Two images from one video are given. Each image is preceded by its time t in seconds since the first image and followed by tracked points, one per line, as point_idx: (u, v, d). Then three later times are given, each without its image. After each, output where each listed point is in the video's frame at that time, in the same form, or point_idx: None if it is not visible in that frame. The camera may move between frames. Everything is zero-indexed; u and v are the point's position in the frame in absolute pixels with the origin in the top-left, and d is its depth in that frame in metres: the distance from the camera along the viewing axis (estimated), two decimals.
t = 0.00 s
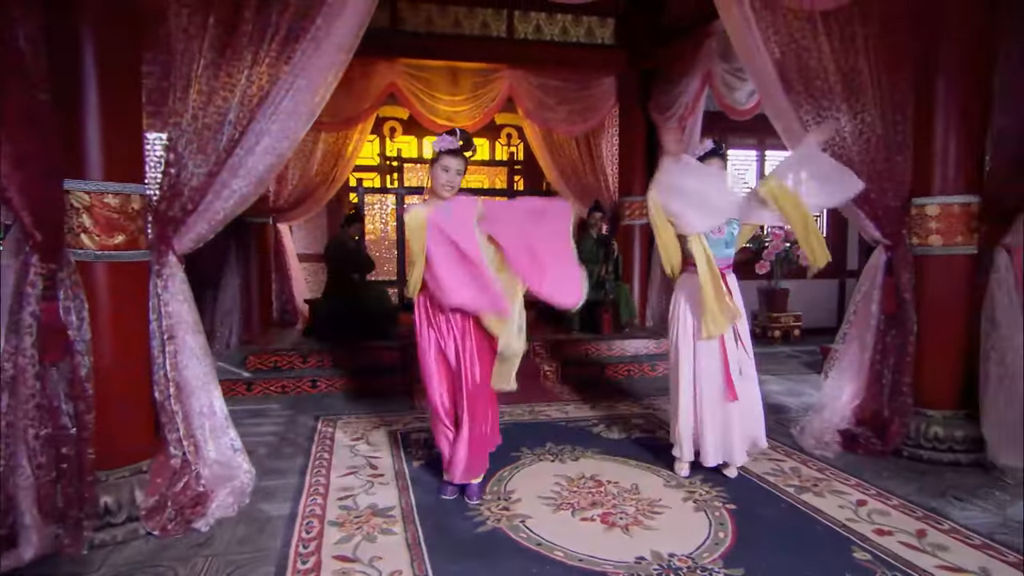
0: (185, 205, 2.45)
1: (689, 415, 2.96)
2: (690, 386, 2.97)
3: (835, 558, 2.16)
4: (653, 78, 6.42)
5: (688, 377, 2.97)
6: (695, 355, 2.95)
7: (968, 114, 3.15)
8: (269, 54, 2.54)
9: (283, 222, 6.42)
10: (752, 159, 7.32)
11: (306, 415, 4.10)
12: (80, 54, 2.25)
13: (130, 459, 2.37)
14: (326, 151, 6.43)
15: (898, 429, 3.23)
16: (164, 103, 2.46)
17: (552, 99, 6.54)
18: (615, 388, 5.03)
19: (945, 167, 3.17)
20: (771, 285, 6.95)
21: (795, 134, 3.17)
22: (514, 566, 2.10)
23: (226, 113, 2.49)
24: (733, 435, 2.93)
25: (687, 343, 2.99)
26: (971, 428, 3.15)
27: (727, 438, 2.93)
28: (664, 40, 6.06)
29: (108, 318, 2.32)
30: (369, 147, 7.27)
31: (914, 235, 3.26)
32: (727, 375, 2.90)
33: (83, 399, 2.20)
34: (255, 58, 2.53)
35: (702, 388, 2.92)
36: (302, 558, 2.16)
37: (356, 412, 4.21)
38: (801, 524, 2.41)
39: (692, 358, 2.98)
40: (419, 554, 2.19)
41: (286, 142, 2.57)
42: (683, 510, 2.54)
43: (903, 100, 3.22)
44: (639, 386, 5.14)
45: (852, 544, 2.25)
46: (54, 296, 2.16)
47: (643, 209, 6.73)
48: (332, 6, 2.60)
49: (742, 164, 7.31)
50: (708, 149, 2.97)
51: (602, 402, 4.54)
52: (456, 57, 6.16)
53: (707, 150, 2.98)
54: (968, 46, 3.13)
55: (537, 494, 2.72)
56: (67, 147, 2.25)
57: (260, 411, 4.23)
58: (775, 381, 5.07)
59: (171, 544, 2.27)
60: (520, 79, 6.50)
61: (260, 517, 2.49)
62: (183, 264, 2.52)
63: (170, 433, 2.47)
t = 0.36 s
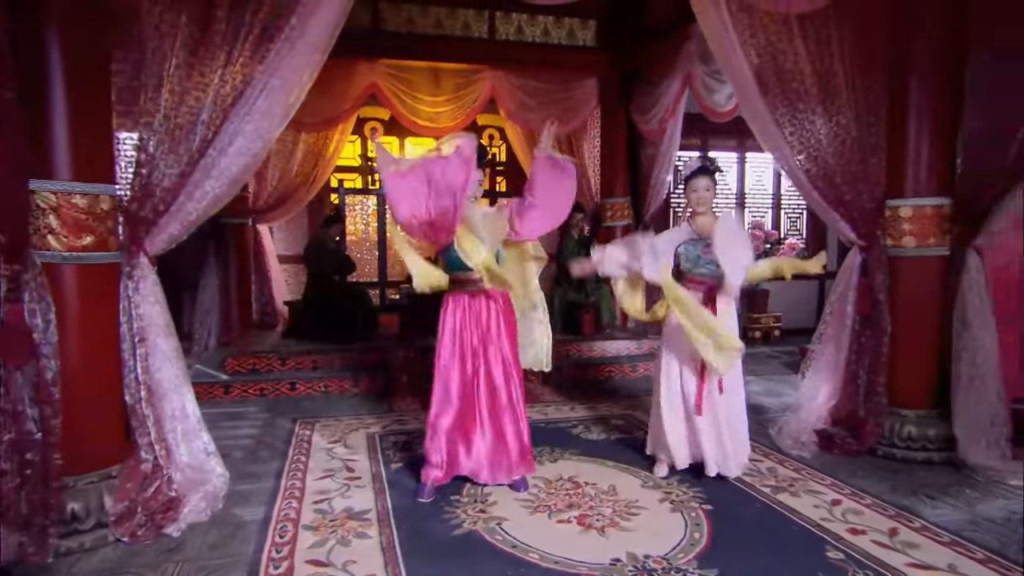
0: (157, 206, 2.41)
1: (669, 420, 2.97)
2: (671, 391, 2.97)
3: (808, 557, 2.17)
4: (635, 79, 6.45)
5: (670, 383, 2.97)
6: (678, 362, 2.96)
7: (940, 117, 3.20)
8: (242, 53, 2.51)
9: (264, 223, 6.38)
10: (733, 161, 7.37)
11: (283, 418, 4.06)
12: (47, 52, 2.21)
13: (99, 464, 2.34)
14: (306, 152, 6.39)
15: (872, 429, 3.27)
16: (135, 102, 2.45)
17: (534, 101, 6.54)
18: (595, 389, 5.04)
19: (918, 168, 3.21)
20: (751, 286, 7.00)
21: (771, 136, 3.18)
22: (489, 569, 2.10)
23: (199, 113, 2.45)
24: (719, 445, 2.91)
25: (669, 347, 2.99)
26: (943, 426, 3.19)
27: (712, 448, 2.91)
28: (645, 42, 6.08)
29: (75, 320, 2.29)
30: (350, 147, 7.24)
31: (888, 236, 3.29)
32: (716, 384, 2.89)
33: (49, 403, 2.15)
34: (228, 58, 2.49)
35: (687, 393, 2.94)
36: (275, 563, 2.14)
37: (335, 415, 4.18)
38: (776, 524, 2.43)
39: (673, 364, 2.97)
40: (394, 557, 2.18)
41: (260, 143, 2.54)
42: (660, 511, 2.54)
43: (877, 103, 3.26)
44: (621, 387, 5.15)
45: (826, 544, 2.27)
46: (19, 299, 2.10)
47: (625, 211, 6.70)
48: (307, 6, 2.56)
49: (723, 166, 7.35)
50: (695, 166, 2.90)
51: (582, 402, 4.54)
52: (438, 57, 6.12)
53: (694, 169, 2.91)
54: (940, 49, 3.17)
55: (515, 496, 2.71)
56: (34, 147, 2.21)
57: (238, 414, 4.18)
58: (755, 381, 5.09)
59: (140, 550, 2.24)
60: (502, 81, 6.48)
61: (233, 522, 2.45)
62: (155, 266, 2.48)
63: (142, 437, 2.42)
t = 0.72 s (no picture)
0: (125, 206, 2.38)
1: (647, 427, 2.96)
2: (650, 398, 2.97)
3: (781, 556, 2.18)
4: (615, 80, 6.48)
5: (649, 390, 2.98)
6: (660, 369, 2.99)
7: (912, 119, 3.22)
8: (214, 51, 2.48)
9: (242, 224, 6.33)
10: (713, 162, 7.42)
11: (260, 420, 4.02)
12: (10, 48, 2.17)
13: (65, 469, 2.29)
14: (285, 151, 6.31)
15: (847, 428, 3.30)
16: (103, 100, 2.43)
17: (515, 101, 6.50)
18: (574, 389, 5.04)
19: (891, 169, 3.24)
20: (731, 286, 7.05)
21: (747, 137, 3.19)
22: (462, 571, 2.09)
23: (169, 111, 2.42)
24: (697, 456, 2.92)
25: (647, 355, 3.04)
26: (915, 424, 3.23)
27: (690, 459, 2.91)
28: (625, 43, 6.10)
29: (39, 321, 2.23)
30: (330, 147, 7.21)
31: (861, 236, 3.33)
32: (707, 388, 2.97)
33: (12, 408, 2.13)
34: (199, 56, 2.47)
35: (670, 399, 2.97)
36: (245, 567, 2.11)
37: (312, 417, 4.14)
38: (750, 522, 2.44)
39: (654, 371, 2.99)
40: (366, 560, 2.16)
41: (232, 142, 2.51)
42: (635, 511, 2.55)
43: (851, 104, 3.29)
44: (601, 387, 5.16)
45: (799, 542, 2.28)
46: None
47: (606, 211, 6.72)
48: (279, 4, 2.53)
49: (703, 167, 7.40)
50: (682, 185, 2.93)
51: (562, 402, 4.54)
52: (418, 57, 6.11)
53: (678, 188, 2.96)
54: (912, 52, 3.21)
55: (491, 497, 2.71)
56: None
57: (214, 416, 4.13)
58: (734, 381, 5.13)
59: (107, 556, 2.20)
60: (483, 81, 6.46)
61: (204, 526, 2.42)
62: (124, 267, 2.45)
63: (109, 441, 2.39)
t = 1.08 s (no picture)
0: (91, 205, 2.33)
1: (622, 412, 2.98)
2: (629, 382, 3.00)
3: (752, 554, 2.20)
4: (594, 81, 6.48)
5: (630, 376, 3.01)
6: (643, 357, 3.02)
7: (885, 118, 3.26)
8: (183, 48, 2.44)
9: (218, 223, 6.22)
10: (692, 162, 7.45)
11: (234, 423, 3.97)
12: None
13: (27, 474, 2.20)
14: (262, 151, 6.24)
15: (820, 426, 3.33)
16: (66, 98, 2.31)
17: (494, 101, 6.47)
18: (552, 390, 5.04)
19: (863, 171, 3.27)
20: (710, 286, 7.08)
21: (721, 136, 3.22)
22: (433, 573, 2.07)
23: (136, 109, 2.38)
24: (670, 450, 2.95)
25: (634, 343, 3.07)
26: (887, 422, 3.27)
27: (672, 453, 2.95)
28: (605, 43, 6.10)
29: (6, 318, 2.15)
30: (309, 146, 7.17)
31: (835, 236, 3.35)
32: (688, 382, 2.98)
33: None
34: (167, 52, 2.43)
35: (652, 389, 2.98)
36: (213, 572, 2.08)
37: (288, 418, 4.09)
38: (723, 521, 2.45)
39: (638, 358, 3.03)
40: (337, 563, 2.14)
41: (201, 140, 2.48)
42: (609, 510, 2.55)
43: (824, 105, 3.32)
44: (580, 387, 5.16)
45: (770, 540, 2.29)
46: None
47: (586, 211, 6.72)
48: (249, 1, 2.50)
49: (682, 167, 7.43)
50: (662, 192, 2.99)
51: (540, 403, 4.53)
52: (398, 55, 6.07)
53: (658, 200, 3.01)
54: (886, 53, 3.23)
55: (465, 498, 2.69)
56: None
57: (187, 419, 4.06)
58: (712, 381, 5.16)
59: (70, 564, 2.15)
60: (462, 81, 6.41)
61: (172, 531, 2.38)
62: (90, 268, 2.40)
63: (73, 445, 2.35)
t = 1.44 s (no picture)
0: (54, 204, 2.28)
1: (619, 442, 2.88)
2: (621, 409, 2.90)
3: (724, 553, 2.20)
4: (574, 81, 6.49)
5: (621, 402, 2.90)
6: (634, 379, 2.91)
7: (856, 122, 3.29)
8: (149, 44, 2.39)
9: (194, 223, 6.12)
10: (670, 162, 7.49)
11: (208, 425, 3.92)
12: None
13: None
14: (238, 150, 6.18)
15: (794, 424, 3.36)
16: (28, 94, 2.27)
17: (474, 100, 6.47)
18: (532, 390, 5.04)
19: (836, 172, 3.28)
20: (689, 286, 7.12)
21: (695, 137, 3.24)
22: None
23: (102, 105, 2.33)
24: (664, 459, 2.98)
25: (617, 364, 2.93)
26: (860, 420, 3.30)
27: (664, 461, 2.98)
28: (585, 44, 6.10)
29: None
30: (286, 146, 7.09)
31: (808, 236, 3.36)
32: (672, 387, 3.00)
33: None
34: (133, 49, 2.37)
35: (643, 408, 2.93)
36: None
37: (261, 420, 4.04)
38: (696, 520, 2.46)
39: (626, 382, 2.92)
40: (307, 567, 2.11)
41: (168, 139, 2.43)
42: (584, 511, 2.55)
43: (797, 106, 3.34)
44: (559, 386, 5.17)
45: (743, 539, 2.30)
46: None
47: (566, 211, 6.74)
48: None
49: (661, 167, 7.47)
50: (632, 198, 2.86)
51: (518, 403, 4.52)
52: (376, 54, 6.03)
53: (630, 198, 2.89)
54: (857, 56, 3.27)
55: (439, 500, 2.67)
56: None
57: (159, 422, 4.01)
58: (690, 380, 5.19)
59: (31, 571, 2.08)
60: (440, 79, 6.42)
61: (139, 536, 2.33)
62: (52, 268, 2.37)
63: (34, 450, 2.34)
